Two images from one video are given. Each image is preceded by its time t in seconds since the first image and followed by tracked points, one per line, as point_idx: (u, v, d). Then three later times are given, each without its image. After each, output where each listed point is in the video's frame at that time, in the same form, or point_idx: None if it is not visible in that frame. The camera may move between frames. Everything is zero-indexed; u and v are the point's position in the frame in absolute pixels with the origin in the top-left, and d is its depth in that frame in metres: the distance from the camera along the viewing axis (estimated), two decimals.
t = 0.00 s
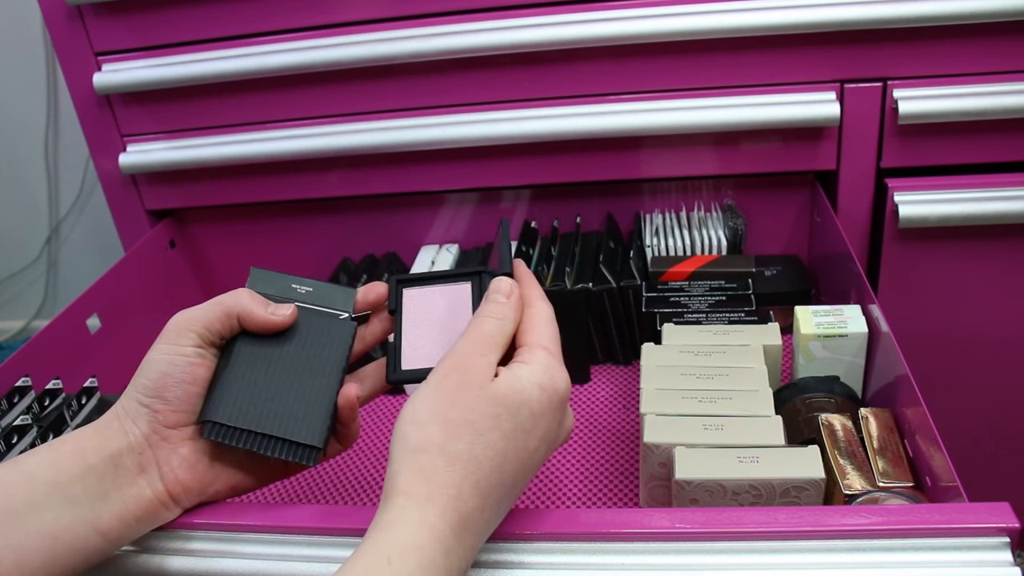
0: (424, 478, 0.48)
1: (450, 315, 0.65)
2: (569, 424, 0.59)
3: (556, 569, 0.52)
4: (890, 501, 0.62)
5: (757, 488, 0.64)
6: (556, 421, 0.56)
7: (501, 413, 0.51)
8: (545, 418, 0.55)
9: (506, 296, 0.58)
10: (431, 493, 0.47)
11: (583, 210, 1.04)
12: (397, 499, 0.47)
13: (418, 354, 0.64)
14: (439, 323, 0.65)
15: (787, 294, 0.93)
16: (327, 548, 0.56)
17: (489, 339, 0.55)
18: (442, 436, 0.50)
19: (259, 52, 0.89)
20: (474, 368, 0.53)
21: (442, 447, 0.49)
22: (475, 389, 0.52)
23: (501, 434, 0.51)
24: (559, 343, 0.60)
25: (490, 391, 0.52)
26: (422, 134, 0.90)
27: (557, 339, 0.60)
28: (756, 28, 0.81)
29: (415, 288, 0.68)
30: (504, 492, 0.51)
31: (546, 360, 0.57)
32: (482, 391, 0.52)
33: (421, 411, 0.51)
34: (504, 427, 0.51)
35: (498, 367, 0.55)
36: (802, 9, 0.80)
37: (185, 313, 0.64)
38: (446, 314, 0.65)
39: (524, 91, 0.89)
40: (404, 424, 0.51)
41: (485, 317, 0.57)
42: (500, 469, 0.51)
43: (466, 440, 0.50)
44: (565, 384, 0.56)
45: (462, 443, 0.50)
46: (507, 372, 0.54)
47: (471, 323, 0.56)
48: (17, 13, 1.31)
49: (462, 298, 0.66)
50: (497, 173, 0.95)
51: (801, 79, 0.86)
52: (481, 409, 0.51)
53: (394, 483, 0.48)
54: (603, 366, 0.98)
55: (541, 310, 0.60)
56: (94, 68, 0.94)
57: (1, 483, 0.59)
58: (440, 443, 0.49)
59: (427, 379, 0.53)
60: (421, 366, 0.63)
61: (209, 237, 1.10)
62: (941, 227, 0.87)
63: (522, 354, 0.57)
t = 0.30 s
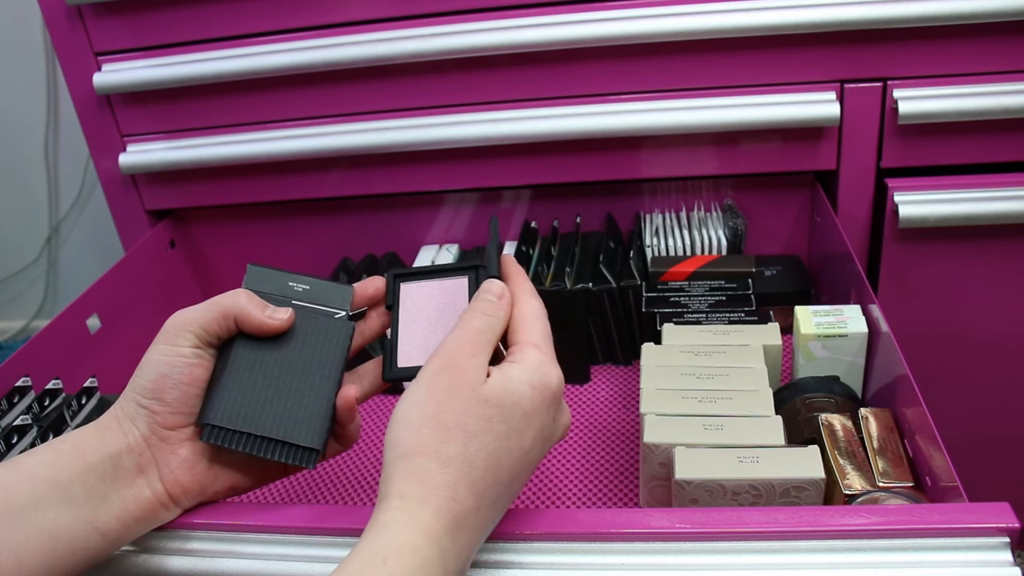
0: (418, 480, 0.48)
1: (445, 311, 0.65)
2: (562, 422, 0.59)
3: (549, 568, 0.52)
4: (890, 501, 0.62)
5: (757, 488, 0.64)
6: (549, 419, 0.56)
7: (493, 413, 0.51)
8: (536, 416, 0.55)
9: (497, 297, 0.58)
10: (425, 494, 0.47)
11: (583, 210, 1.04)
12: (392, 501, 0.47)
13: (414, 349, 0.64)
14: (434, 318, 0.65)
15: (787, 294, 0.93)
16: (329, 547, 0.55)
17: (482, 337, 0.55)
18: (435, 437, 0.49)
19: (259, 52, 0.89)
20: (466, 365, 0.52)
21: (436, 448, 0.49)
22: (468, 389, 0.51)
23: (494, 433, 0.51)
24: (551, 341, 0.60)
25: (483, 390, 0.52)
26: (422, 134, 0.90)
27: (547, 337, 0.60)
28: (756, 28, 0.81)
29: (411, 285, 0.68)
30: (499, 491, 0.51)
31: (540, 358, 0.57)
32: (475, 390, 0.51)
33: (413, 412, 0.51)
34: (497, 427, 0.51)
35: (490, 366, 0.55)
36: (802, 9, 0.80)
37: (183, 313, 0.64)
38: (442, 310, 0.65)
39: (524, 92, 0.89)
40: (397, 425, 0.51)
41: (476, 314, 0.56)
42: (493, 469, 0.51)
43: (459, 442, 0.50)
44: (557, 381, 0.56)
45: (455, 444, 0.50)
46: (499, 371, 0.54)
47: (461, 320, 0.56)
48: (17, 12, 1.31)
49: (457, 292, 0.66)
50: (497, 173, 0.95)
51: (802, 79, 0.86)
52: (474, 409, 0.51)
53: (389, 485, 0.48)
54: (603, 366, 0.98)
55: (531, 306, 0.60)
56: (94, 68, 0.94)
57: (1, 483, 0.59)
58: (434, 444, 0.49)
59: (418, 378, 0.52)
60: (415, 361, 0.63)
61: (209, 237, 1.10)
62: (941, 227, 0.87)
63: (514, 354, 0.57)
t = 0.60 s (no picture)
0: (420, 472, 0.48)
1: (446, 306, 0.66)
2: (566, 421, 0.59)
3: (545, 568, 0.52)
4: (890, 501, 0.62)
5: (757, 488, 0.64)
6: (552, 416, 0.56)
7: (495, 407, 0.51)
8: (541, 413, 0.55)
9: (512, 299, 0.59)
10: (427, 486, 0.47)
11: (583, 210, 1.04)
12: (393, 494, 0.47)
13: (410, 338, 0.65)
14: (434, 310, 0.66)
15: (787, 294, 0.93)
16: (330, 547, 0.55)
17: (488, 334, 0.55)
18: (436, 431, 0.49)
19: (259, 52, 0.89)
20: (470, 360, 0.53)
21: (438, 441, 0.49)
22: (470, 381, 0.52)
23: (497, 427, 0.51)
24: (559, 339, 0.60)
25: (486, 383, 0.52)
26: (422, 134, 0.90)
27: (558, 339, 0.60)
28: (756, 28, 0.81)
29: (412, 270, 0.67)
30: (501, 487, 0.51)
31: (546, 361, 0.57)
32: (476, 383, 0.52)
33: (415, 406, 0.51)
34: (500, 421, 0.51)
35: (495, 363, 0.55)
36: (802, 9, 0.80)
37: (183, 314, 0.63)
38: (443, 304, 0.66)
39: (525, 92, 0.89)
40: (399, 419, 0.51)
41: (488, 315, 0.57)
42: (495, 465, 0.51)
43: (461, 435, 0.50)
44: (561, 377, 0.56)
45: (458, 437, 0.50)
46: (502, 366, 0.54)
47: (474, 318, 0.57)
48: (17, 12, 1.31)
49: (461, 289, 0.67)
50: (497, 173, 0.95)
51: (802, 79, 0.86)
52: (476, 402, 0.51)
53: (391, 478, 0.48)
54: (603, 366, 0.98)
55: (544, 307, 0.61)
56: (94, 68, 0.94)
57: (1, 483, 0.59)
58: (435, 438, 0.49)
59: (423, 372, 0.53)
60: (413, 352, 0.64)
61: (209, 237, 1.10)
62: (941, 227, 0.87)
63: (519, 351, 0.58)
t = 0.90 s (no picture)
0: (404, 470, 0.48)
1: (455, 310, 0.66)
2: (550, 409, 0.59)
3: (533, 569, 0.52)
4: (890, 501, 0.62)
5: (757, 488, 0.64)
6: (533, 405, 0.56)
7: (474, 402, 0.52)
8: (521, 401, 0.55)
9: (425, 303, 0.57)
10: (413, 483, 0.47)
11: (583, 210, 1.04)
12: (381, 493, 0.47)
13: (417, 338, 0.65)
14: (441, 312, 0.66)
15: (788, 294, 0.93)
16: (332, 548, 0.55)
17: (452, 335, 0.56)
18: (415, 428, 0.50)
19: (259, 51, 0.89)
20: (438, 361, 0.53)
21: (420, 439, 0.49)
22: (441, 380, 0.52)
23: (480, 422, 0.51)
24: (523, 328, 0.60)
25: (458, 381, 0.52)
26: (422, 134, 0.91)
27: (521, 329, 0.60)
28: (756, 28, 0.81)
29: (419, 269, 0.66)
30: (491, 480, 0.51)
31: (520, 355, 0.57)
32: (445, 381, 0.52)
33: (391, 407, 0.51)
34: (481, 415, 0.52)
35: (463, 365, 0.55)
36: (802, 9, 0.80)
37: (183, 315, 0.63)
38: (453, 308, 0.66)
39: (525, 92, 0.89)
40: (378, 420, 0.51)
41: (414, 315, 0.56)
42: (480, 455, 0.50)
43: (442, 431, 0.50)
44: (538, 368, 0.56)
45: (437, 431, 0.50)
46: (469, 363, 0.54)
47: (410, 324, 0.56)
48: (17, 13, 1.31)
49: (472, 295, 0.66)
50: (497, 173, 0.95)
51: (802, 79, 0.86)
52: (453, 398, 0.51)
53: (378, 477, 0.48)
54: (603, 366, 0.98)
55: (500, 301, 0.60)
56: (94, 69, 0.94)
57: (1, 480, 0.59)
58: (417, 435, 0.49)
59: (388, 376, 0.53)
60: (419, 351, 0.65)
61: (209, 237, 1.10)
62: (941, 227, 0.87)
63: (488, 346, 0.57)
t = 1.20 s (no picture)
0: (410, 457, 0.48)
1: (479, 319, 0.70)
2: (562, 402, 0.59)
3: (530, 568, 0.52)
4: (890, 501, 0.62)
5: (757, 488, 0.64)
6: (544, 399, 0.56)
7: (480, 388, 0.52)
8: (531, 392, 0.54)
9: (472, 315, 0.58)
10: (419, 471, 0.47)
11: (583, 210, 1.04)
12: (387, 481, 0.47)
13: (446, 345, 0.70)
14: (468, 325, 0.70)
15: (788, 294, 0.93)
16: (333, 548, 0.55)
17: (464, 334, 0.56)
18: (421, 417, 0.50)
19: (259, 51, 0.89)
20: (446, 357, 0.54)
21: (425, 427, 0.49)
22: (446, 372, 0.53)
23: (488, 407, 0.51)
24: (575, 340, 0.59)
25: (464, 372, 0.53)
26: (422, 134, 0.91)
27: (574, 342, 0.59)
28: (756, 28, 0.81)
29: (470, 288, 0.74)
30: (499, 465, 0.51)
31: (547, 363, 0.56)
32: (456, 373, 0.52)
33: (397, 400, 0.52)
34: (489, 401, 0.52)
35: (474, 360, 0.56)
36: (801, 9, 0.80)
37: (190, 315, 0.64)
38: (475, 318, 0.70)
39: (525, 92, 0.89)
40: (386, 413, 0.52)
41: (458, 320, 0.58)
42: (488, 444, 0.50)
43: (450, 419, 0.50)
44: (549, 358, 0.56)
45: (443, 419, 0.50)
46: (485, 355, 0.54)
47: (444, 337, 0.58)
48: (17, 13, 1.31)
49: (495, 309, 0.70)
50: (497, 173, 0.95)
51: (802, 79, 0.86)
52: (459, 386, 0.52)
53: (384, 467, 0.48)
54: (603, 366, 0.98)
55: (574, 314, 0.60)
56: (94, 69, 0.94)
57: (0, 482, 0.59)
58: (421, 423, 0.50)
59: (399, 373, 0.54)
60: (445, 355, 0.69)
61: (209, 237, 1.10)
62: (941, 227, 0.87)
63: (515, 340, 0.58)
